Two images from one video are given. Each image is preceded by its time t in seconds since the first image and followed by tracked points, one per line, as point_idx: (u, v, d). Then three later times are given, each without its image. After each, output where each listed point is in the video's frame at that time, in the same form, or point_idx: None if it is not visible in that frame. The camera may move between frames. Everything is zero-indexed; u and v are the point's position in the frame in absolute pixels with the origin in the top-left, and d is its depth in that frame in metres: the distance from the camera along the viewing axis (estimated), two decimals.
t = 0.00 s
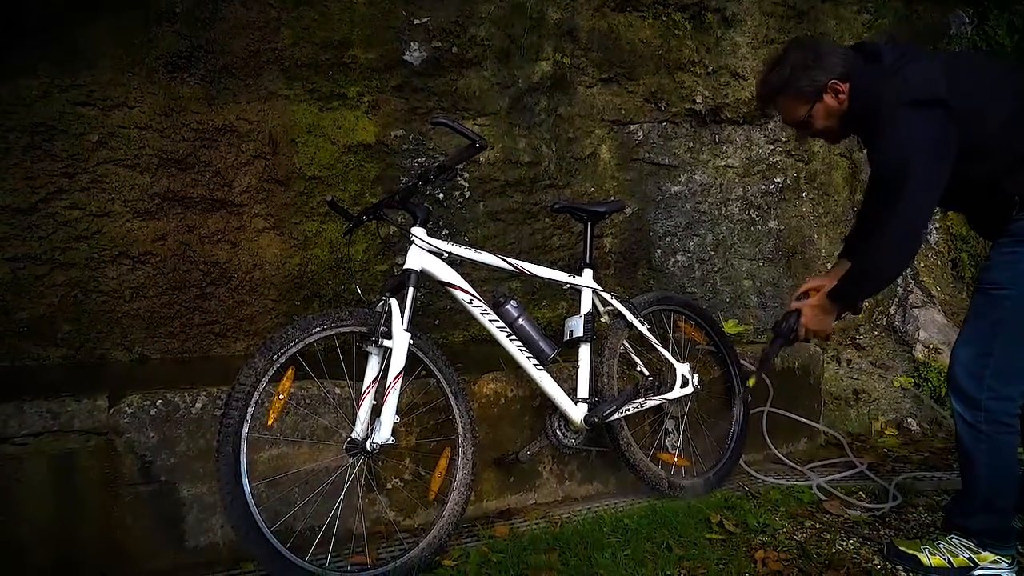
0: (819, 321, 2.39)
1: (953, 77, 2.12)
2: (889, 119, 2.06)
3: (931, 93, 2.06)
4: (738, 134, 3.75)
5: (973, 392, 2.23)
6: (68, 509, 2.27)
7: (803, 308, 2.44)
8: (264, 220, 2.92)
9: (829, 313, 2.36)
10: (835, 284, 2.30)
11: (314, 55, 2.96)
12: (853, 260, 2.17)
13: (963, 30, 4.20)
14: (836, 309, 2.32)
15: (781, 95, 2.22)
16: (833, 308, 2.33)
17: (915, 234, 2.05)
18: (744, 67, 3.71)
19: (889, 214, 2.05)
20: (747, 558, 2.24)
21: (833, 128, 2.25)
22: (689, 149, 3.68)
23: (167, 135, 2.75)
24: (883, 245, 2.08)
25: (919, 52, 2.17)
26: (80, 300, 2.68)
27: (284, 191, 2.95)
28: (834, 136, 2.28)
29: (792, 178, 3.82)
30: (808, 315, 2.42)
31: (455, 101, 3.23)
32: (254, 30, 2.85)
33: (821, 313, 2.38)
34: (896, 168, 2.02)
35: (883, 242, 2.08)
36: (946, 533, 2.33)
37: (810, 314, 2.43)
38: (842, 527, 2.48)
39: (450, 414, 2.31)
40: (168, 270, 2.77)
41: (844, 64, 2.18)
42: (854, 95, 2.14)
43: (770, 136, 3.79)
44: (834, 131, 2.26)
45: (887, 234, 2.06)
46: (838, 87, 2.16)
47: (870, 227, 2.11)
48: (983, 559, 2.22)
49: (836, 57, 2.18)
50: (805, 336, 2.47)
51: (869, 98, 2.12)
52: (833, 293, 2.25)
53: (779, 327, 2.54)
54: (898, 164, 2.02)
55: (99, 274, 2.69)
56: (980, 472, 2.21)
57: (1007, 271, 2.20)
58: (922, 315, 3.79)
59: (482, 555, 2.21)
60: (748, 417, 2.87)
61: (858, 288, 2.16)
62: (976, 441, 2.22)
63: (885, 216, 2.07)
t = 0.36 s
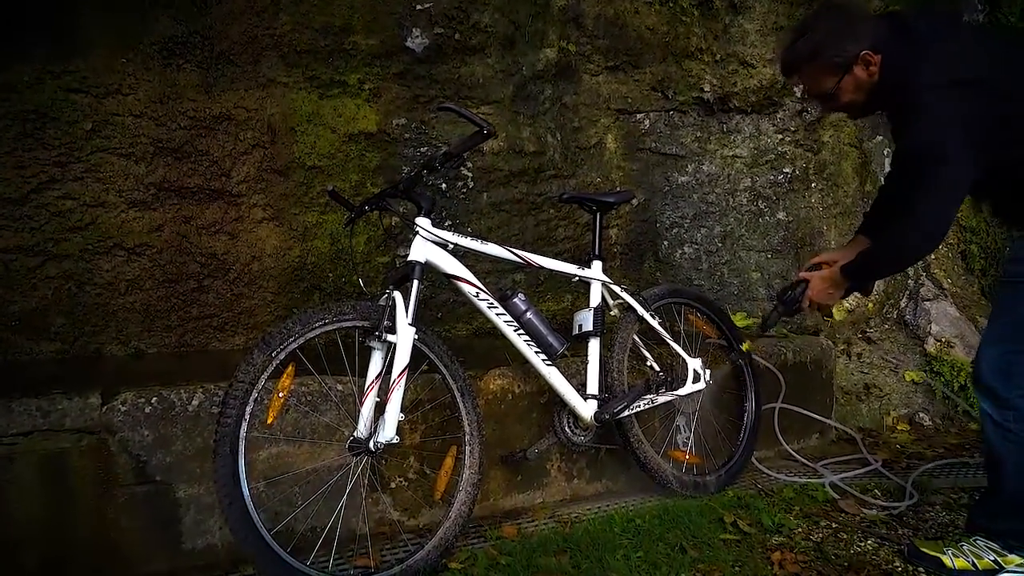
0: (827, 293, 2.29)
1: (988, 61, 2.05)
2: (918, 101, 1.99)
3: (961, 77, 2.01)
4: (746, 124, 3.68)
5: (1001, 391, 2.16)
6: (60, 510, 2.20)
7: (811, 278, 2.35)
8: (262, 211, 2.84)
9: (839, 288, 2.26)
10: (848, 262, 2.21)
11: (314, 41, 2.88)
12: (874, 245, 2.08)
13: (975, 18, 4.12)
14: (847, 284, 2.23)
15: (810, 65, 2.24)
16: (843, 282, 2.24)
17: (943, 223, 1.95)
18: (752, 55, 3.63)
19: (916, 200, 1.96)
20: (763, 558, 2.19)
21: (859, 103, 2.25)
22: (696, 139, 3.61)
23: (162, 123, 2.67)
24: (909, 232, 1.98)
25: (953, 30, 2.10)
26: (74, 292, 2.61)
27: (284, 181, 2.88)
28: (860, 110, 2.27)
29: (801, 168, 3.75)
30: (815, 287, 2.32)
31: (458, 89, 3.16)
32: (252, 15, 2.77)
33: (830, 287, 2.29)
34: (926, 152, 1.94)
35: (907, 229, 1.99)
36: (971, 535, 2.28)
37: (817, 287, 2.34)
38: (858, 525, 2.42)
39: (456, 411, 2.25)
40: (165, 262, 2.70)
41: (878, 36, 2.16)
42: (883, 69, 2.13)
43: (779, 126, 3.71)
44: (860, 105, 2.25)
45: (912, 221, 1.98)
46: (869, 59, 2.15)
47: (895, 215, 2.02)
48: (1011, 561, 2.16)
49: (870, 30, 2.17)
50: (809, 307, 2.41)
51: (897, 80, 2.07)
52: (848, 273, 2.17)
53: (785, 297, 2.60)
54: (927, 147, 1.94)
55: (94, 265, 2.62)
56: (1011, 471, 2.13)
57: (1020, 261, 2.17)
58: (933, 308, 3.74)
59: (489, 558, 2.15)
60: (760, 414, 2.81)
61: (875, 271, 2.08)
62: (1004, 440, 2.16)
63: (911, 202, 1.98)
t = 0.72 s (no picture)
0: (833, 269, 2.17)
1: None
2: (952, 86, 1.92)
3: (998, 66, 1.92)
4: (753, 112, 3.59)
5: None
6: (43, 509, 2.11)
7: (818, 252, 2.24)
8: (256, 199, 2.76)
9: (846, 267, 2.16)
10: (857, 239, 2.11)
11: (309, 24, 2.78)
12: (890, 228, 2.01)
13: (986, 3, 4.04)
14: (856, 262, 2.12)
15: (836, 49, 2.18)
16: (852, 259, 2.13)
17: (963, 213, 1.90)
18: (759, 41, 3.54)
19: (940, 187, 1.89)
20: (776, 560, 2.11)
21: (885, 89, 2.19)
22: (702, 126, 3.52)
23: (152, 109, 2.58)
24: (929, 220, 1.92)
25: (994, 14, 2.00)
26: (60, 283, 2.52)
27: (278, 169, 2.79)
28: (886, 96, 2.21)
29: (808, 157, 3.66)
30: (821, 263, 2.21)
31: (457, 75, 3.07)
32: None
33: (837, 265, 2.18)
34: (955, 138, 1.87)
35: (927, 217, 1.92)
36: (993, 534, 2.16)
37: (823, 263, 2.23)
38: (874, 524, 2.35)
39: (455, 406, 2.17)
40: (155, 252, 2.62)
41: (908, 18, 2.09)
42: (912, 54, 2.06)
43: (786, 113, 3.62)
44: (885, 91, 2.20)
45: (933, 210, 1.91)
46: (897, 43, 2.09)
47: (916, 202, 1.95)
48: None
49: (900, 13, 2.10)
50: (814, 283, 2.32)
51: (930, 64, 1.99)
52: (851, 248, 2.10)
53: (791, 273, 2.58)
54: (957, 133, 1.86)
55: (81, 256, 2.54)
56: None
57: None
58: (945, 300, 3.65)
59: (491, 560, 2.08)
60: (769, 408, 2.73)
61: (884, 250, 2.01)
62: None
63: (934, 190, 1.91)
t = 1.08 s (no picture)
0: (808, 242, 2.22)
1: None
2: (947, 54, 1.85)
3: (994, 38, 1.85)
4: (746, 97, 3.49)
5: None
6: None
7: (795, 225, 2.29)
8: (230, 185, 2.67)
9: (822, 240, 2.22)
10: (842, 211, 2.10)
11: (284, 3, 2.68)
12: (879, 203, 1.98)
13: None
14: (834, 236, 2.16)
15: (825, 16, 2.09)
16: (829, 233, 2.17)
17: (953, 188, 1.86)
18: (754, 23, 3.41)
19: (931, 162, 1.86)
20: (762, 559, 2.03)
21: (877, 58, 2.11)
22: (693, 111, 3.42)
23: (119, 91, 2.49)
24: (919, 194, 1.89)
25: None
26: (24, 272, 2.44)
27: (252, 154, 2.70)
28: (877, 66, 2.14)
29: (802, 143, 3.59)
30: (801, 236, 2.27)
31: (439, 57, 2.96)
32: None
33: (815, 238, 2.23)
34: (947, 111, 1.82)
35: (917, 192, 1.89)
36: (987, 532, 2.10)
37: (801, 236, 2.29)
38: (864, 520, 2.27)
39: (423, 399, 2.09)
40: (124, 239, 2.53)
41: None
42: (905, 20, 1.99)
43: (780, 98, 3.53)
44: (876, 60, 2.13)
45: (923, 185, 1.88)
46: (890, 9, 2.02)
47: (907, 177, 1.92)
48: None
49: None
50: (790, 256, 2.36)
51: (925, 30, 1.92)
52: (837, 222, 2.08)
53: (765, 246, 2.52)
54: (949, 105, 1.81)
55: (45, 243, 2.45)
56: None
57: None
58: (941, 288, 3.59)
59: (460, 561, 2.00)
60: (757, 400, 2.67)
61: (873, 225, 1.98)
62: None
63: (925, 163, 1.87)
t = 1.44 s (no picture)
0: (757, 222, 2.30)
1: None
2: (894, 34, 1.83)
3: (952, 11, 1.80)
4: (725, 85, 3.39)
5: (993, 371, 1.91)
6: None
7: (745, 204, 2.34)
8: (182, 176, 2.57)
9: (773, 225, 2.30)
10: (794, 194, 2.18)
11: None
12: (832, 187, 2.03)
13: None
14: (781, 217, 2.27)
15: None
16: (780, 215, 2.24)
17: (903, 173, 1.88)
18: (731, 7, 3.34)
19: (877, 146, 1.88)
20: (718, 568, 2.06)
21: (825, 39, 2.12)
22: (671, 99, 3.32)
23: (63, 79, 2.39)
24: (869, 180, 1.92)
25: None
26: None
27: (205, 144, 2.60)
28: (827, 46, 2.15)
29: (783, 131, 3.50)
30: (750, 219, 2.34)
31: (404, 44, 2.87)
32: None
33: (764, 222, 2.31)
34: (892, 95, 1.83)
35: (867, 178, 1.92)
36: (954, 539, 2.05)
37: (751, 218, 2.35)
38: (830, 524, 2.32)
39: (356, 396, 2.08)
40: (69, 232, 2.44)
41: None
42: None
43: (760, 85, 3.45)
44: (826, 40, 2.12)
45: (872, 170, 1.91)
46: None
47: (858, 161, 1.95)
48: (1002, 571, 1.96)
49: None
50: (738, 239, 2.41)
51: (878, 9, 1.88)
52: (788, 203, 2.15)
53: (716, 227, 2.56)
54: (892, 90, 1.82)
55: None
56: (1005, 461, 1.88)
57: None
58: (925, 281, 3.52)
59: (393, 571, 1.99)
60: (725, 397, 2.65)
61: (824, 210, 2.05)
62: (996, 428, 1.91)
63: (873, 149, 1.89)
